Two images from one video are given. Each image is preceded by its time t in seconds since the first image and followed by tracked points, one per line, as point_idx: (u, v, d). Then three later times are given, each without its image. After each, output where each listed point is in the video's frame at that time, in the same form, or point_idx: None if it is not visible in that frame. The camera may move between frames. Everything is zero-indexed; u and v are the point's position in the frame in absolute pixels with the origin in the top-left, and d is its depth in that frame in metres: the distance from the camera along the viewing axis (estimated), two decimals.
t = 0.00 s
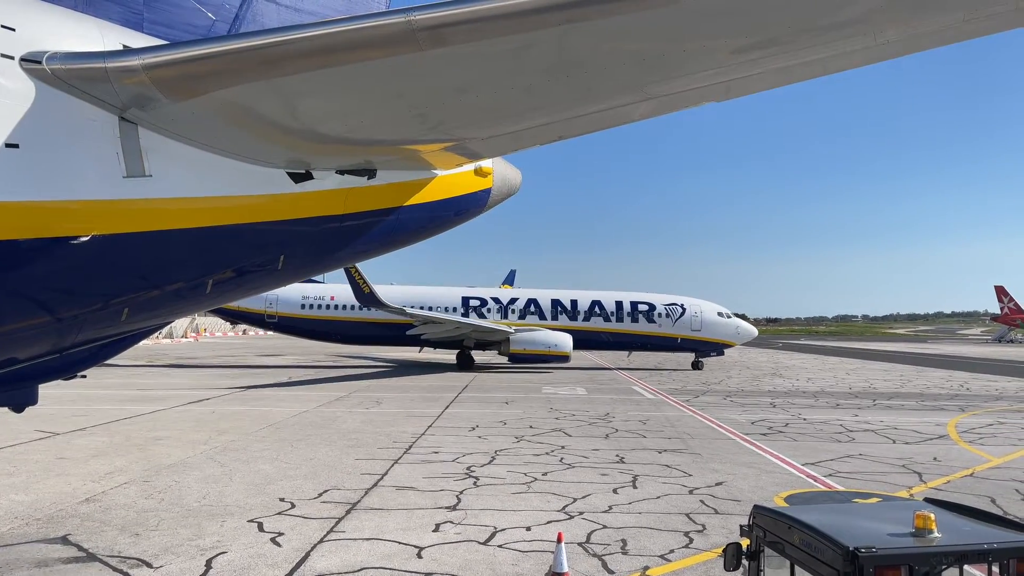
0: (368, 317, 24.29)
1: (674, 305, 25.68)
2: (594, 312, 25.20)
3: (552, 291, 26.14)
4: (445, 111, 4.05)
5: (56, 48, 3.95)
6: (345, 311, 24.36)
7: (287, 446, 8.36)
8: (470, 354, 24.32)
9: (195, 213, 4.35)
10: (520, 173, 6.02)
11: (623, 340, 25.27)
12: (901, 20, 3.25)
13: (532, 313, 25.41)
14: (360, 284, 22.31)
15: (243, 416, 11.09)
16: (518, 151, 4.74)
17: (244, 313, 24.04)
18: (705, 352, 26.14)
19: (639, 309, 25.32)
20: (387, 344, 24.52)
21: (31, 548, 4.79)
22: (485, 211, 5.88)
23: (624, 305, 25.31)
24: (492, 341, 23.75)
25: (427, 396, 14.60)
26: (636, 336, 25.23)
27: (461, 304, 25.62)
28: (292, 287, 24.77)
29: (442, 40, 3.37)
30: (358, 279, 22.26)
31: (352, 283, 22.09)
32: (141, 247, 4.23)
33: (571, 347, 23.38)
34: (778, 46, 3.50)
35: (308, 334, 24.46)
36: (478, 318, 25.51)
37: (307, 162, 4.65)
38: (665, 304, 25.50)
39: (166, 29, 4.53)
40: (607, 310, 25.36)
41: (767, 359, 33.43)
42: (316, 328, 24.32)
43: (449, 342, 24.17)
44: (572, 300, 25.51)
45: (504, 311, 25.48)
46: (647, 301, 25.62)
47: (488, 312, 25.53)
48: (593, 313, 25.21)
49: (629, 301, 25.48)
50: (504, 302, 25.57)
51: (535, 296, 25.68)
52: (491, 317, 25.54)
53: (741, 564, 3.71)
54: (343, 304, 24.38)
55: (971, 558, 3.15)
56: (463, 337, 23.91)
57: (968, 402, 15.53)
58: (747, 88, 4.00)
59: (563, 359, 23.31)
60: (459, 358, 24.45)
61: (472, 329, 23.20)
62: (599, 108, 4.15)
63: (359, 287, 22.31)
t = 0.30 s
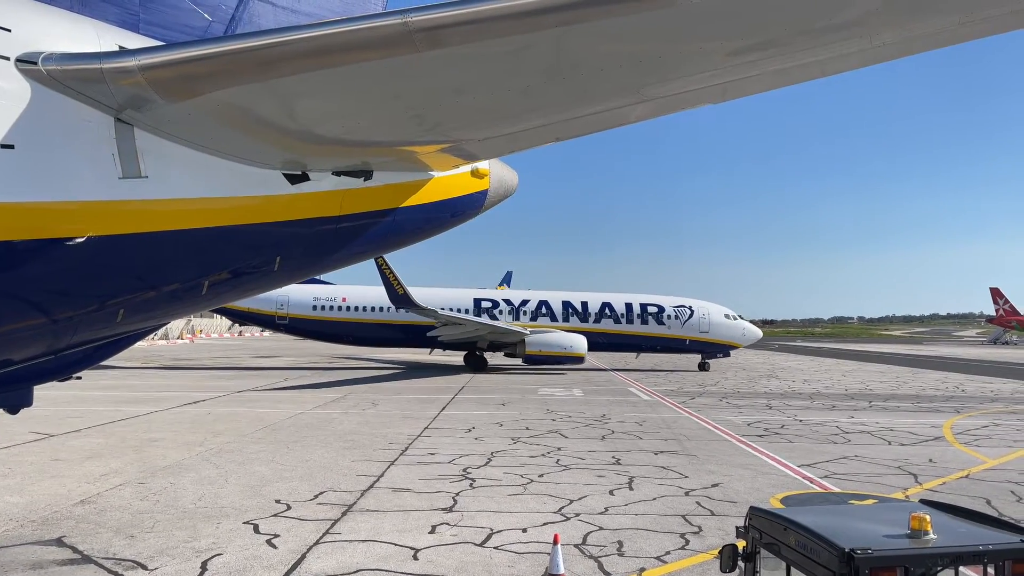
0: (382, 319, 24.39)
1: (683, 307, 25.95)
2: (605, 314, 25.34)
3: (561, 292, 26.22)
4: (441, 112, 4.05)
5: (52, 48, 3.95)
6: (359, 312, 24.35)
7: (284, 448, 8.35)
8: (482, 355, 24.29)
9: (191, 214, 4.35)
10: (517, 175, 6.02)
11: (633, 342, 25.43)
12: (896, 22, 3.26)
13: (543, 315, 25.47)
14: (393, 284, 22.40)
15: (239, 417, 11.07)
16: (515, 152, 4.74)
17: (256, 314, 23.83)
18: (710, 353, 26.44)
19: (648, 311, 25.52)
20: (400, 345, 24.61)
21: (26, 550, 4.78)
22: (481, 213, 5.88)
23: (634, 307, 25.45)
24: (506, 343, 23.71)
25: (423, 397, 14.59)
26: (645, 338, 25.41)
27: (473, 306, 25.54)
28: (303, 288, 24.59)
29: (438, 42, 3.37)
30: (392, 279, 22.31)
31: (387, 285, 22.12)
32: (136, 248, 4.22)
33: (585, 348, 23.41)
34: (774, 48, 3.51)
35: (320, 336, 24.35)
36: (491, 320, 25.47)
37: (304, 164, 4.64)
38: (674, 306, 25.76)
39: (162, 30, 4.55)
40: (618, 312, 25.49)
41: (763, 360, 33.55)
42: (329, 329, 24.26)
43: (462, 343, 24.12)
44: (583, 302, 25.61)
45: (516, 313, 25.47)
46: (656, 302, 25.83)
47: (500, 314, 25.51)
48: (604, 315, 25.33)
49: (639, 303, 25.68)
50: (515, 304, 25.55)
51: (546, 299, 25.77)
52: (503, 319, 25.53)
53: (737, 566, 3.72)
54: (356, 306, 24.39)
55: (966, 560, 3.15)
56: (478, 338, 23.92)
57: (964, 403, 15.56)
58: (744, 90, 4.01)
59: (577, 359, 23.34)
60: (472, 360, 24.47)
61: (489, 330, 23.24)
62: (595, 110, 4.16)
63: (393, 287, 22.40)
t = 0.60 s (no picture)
0: (395, 321, 24.41)
1: (690, 309, 26.19)
2: (615, 316, 25.39)
3: (571, 295, 26.27)
4: (438, 114, 4.05)
5: (48, 48, 3.95)
6: (371, 314, 24.32)
7: (279, 449, 8.34)
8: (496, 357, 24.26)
9: (186, 215, 4.35)
10: (514, 177, 6.03)
11: (642, 343, 25.56)
12: (892, 25, 3.27)
13: (555, 316, 25.48)
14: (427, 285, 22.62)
15: (234, 419, 11.05)
16: (511, 153, 4.74)
17: (267, 315, 23.73)
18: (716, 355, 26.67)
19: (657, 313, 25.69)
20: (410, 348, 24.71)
21: (20, 552, 4.77)
22: (478, 215, 5.88)
23: (643, 309, 25.60)
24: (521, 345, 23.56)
25: (419, 399, 14.58)
26: (653, 340, 25.56)
27: (485, 307, 25.52)
28: (314, 288, 24.48)
29: (434, 43, 3.38)
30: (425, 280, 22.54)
31: (421, 288, 22.31)
32: (132, 249, 4.22)
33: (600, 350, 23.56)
34: (770, 50, 3.52)
35: (331, 337, 24.25)
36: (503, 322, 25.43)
37: (300, 165, 4.64)
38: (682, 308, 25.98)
39: (159, 31, 4.56)
40: (628, 314, 25.56)
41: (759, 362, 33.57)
42: (341, 330, 24.19)
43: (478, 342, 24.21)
44: (593, 303, 25.67)
45: (528, 314, 25.47)
46: (665, 305, 26.02)
47: (512, 315, 25.45)
48: (614, 317, 25.39)
49: (648, 305, 25.85)
50: (526, 306, 25.55)
51: (558, 300, 25.82)
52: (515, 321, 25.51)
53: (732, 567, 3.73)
54: (367, 307, 24.36)
55: (961, 561, 3.16)
56: (495, 339, 23.89)
57: (959, 405, 15.59)
58: (741, 92, 4.02)
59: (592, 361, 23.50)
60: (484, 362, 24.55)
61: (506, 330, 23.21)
62: (591, 111, 4.16)
63: (427, 289, 22.62)
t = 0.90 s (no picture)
0: (407, 321, 24.39)
1: (697, 310, 26.43)
2: (624, 318, 25.51)
3: (579, 296, 26.35)
4: (434, 114, 4.05)
5: (42, 48, 3.94)
6: (383, 315, 24.29)
7: (275, 451, 8.33)
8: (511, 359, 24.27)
9: (182, 216, 4.34)
10: (510, 178, 6.02)
11: (651, 345, 25.73)
12: (889, 28, 3.28)
13: (566, 318, 25.54)
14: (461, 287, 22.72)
15: (229, 420, 11.03)
16: (507, 155, 4.75)
17: (280, 316, 23.77)
18: (720, 356, 26.92)
19: (665, 315, 25.87)
20: (421, 349, 24.70)
21: (14, 553, 4.75)
22: (474, 216, 5.88)
23: (652, 311, 25.77)
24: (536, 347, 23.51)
25: (415, 400, 14.57)
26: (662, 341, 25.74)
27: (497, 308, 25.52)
28: (327, 290, 24.50)
29: (431, 45, 3.38)
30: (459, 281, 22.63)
31: (455, 291, 22.37)
32: (127, 249, 4.21)
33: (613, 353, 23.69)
34: (766, 52, 3.53)
35: (343, 338, 24.22)
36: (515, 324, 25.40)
37: (296, 165, 4.64)
38: (689, 310, 26.19)
39: (154, 32, 4.56)
40: (637, 316, 25.70)
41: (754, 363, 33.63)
42: (353, 331, 24.16)
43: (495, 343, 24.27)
44: (603, 305, 25.78)
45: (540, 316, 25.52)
46: (672, 306, 26.21)
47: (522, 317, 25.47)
48: (623, 318, 25.49)
49: (656, 307, 26.04)
50: (537, 308, 25.60)
51: (568, 302, 25.89)
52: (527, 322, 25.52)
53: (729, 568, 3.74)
54: (379, 308, 24.34)
55: (956, 562, 3.17)
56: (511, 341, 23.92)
57: (953, 406, 15.65)
58: (737, 94, 4.03)
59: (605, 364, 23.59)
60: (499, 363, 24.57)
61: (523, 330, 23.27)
62: (588, 113, 4.17)
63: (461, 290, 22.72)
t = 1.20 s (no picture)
0: (420, 322, 24.40)
1: (703, 312, 26.64)
2: (633, 319, 25.65)
3: (587, 298, 26.47)
4: (429, 115, 4.05)
5: (35, 48, 3.92)
6: (396, 316, 24.26)
7: (269, 452, 8.30)
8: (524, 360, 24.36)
9: (176, 216, 4.34)
10: (505, 179, 6.01)
11: (656, 346, 25.87)
12: (883, 30, 3.29)
13: (575, 319, 25.64)
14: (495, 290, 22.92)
15: (224, 421, 10.99)
16: (502, 156, 4.75)
17: (292, 317, 23.70)
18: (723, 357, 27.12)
19: (672, 316, 26.04)
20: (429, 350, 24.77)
21: (6, 555, 4.73)
22: (469, 217, 5.88)
23: (659, 312, 25.93)
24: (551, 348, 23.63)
25: (410, 401, 14.56)
26: (668, 342, 25.88)
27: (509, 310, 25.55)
28: (339, 290, 24.41)
29: (426, 46, 3.38)
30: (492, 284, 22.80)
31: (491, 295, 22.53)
32: (121, 250, 4.21)
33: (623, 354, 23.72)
34: (760, 54, 3.54)
35: (355, 339, 24.13)
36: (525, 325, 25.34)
37: (291, 166, 4.63)
38: (695, 312, 26.39)
39: (148, 32, 4.54)
40: (644, 317, 25.83)
41: (749, 364, 33.70)
42: (365, 332, 24.08)
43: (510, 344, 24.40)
44: (612, 307, 25.92)
45: (551, 317, 25.56)
46: (679, 308, 26.40)
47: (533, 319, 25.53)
48: (632, 320, 25.63)
49: (663, 308, 26.22)
50: (547, 309, 25.67)
51: (577, 304, 25.99)
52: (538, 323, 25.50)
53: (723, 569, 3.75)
54: (392, 309, 24.32)
55: (949, 563, 3.17)
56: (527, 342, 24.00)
57: (946, 407, 15.68)
58: (732, 96, 4.04)
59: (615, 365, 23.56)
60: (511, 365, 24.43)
61: (540, 330, 23.34)
62: (582, 115, 4.18)
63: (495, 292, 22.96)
